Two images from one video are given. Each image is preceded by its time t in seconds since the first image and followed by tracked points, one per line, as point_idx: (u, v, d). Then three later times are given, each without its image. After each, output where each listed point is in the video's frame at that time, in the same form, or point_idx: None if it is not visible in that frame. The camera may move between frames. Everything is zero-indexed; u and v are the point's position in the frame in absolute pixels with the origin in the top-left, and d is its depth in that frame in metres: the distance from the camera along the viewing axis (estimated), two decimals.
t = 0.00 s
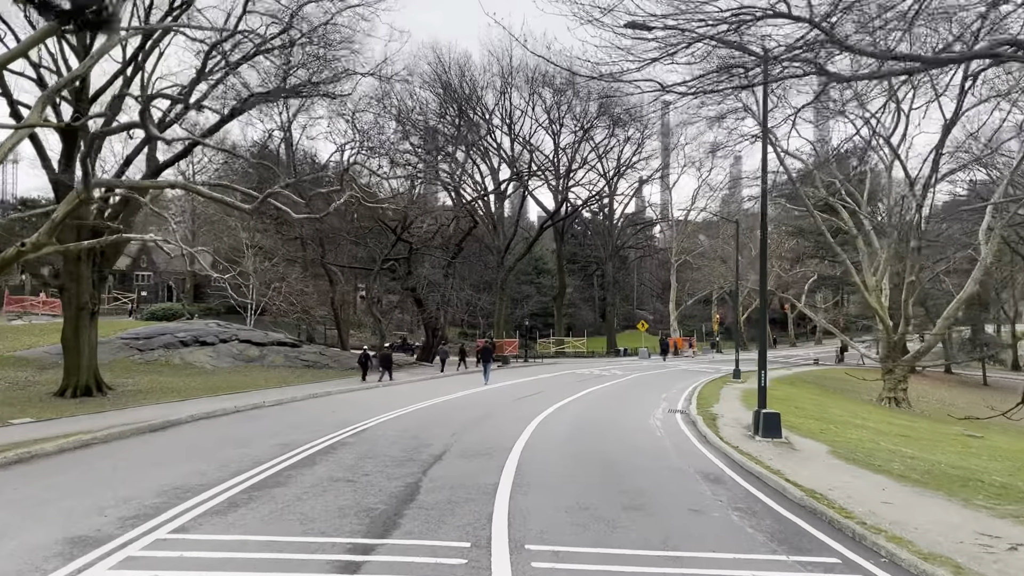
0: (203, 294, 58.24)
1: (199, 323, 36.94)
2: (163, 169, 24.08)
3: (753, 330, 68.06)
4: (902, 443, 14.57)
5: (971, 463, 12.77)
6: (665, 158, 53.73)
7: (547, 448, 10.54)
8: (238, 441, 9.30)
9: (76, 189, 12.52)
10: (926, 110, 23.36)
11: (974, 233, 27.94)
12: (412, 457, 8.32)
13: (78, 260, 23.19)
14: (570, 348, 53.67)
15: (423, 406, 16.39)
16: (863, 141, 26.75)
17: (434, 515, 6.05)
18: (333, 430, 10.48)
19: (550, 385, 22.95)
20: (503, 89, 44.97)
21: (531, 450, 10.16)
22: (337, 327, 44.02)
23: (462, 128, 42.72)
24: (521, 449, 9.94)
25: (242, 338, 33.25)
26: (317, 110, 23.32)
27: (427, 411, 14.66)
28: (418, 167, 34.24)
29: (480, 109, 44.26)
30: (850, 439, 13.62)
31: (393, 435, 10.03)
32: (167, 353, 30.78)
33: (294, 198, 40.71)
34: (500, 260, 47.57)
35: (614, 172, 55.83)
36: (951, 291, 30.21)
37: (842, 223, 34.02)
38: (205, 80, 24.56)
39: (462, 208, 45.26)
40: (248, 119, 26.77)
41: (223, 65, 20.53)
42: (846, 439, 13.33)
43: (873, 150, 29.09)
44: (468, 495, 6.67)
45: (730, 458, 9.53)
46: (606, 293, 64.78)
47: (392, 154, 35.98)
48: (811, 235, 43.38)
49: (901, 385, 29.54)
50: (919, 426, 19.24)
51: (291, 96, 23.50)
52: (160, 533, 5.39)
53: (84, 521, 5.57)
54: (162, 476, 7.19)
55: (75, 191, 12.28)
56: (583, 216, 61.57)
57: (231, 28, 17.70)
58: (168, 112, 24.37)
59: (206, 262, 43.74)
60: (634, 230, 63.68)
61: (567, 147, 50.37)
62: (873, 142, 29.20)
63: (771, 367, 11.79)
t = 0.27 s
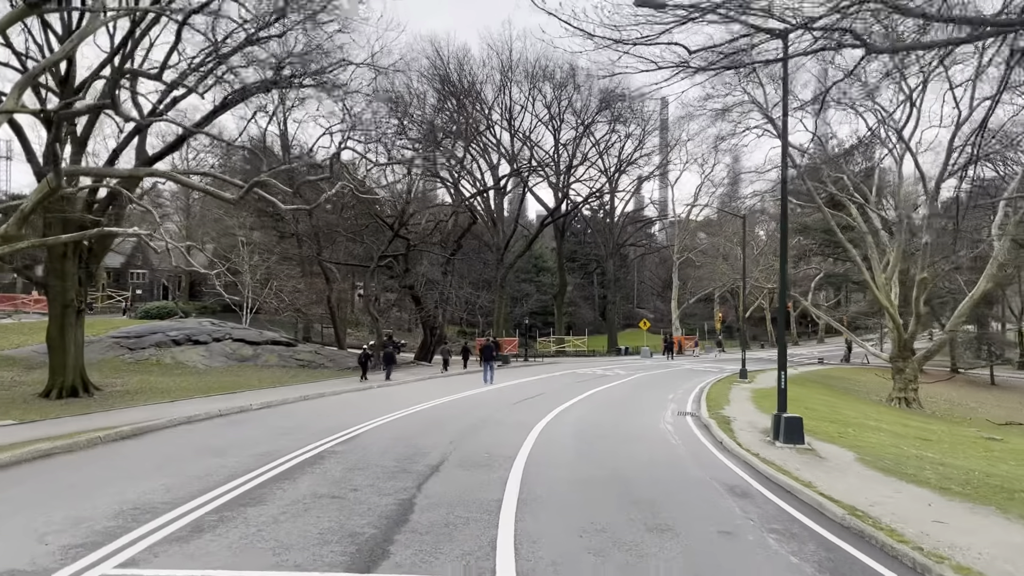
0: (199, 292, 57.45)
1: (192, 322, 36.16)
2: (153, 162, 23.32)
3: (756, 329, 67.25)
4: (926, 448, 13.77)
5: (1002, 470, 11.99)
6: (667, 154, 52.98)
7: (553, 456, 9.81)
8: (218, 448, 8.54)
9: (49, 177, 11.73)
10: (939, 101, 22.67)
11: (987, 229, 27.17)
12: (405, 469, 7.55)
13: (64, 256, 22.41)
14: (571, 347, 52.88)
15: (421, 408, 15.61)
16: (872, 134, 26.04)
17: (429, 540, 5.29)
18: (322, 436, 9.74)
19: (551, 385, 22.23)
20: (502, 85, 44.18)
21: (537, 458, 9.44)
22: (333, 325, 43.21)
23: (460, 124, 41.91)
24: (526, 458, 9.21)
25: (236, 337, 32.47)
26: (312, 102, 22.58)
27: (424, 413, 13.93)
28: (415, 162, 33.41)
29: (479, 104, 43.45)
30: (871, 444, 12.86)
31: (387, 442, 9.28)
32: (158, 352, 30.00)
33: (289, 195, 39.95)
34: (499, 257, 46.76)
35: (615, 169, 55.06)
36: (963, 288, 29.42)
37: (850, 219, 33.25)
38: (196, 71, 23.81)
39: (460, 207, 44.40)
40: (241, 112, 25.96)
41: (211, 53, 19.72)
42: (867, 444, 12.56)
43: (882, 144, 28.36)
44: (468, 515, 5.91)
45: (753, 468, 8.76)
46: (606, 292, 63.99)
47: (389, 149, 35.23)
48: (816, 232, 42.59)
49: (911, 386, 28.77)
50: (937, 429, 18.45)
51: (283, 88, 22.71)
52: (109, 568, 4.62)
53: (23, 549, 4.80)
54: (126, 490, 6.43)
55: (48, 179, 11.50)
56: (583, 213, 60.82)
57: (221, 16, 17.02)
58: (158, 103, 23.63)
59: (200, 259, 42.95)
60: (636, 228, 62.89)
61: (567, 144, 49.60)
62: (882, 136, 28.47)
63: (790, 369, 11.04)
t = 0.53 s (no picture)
0: (195, 290, 56.64)
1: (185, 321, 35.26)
2: (143, 155, 22.54)
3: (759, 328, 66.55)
4: (953, 454, 12.99)
5: None
6: (668, 150, 52.21)
7: (561, 464, 9.08)
8: (194, 457, 7.76)
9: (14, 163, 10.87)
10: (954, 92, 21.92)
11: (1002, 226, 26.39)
12: (399, 484, 6.78)
13: (49, 253, 21.59)
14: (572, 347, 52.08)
15: (419, 410, 14.81)
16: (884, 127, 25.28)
17: (425, 573, 4.52)
18: (311, 443, 8.99)
19: (553, 386, 21.49)
20: (502, 79, 43.41)
21: (544, 467, 8.69)
22: (331, 324, 42.40)
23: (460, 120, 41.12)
24: (532, 467, 8.47)
25: (229, 336, 31.65)
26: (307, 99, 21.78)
27: (422, 416, 13.18)
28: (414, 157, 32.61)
29: (478, 100, 42.68)
30: (896, 450, 12.09)
31: (381, 451, 8.51)
32: (149, 351, 29.16)
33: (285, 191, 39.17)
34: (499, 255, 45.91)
35: (615, 166, 54.31)
36: (977, 286, 28.61)
37: (858, 214, 32.45)
38: (187, 62, 23.04)
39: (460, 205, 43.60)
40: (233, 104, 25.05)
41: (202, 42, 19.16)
42: (893, 450, 11.79)
43: (892, 138, 27.62)
44: (469, 541, 5.16)
45: (783, 480, 7.99)
46: (608, 291, 63.17)
47: (387, 145, 34.47)
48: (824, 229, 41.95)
49: (923, 386, 27.99)
50: (959, 435, 17.66)
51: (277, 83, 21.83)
52: None
53: None
54: (82, 512, 5.65)
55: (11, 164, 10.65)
56: (583, 211, 60.06)
57: None
58: (147, 93, 22.85)
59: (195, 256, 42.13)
60: (637, 226, 62.09)
61: (567, 140, 48.85)
62: (893, 129, 27.75)
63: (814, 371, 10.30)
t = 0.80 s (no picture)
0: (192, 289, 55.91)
1: (179, 319, 34.47)
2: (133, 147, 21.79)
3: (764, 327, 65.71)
4: (986, 461, 12.19)
5: None
6: (672, 146, 51.39)
7: (571, 476, 8.30)
8: (166, 470, 7.00)
9: None
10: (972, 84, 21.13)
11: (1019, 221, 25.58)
12: (391, 502, 6.02)
13: (34, 249, 20.81)
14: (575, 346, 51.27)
15: (418, 413, 14.04)
16: (897, 120, 24.51)
17: None
18: (298, 451, 8.24)
19: (558, 386, 20.73)
20: (503, 74, 42.54)
21: (552, 480, 7.92)
22: (328, 322, 41.60)
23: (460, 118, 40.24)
24: (539, 482, 7.71)
25: (224, 335, 30.88)
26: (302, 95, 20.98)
27: (421, 419, 12.42)
28: (413, 153, 31.82)
29: (479, 95, 41.89)
30: (926, 457, 11.33)
31: (374, 461, 7.75)
32: (141, 351, 28.39)
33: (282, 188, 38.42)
34: (500, 253, 45.11)
35: (618, 163, 53.53)
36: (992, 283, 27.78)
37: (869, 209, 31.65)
38: (178, 52, 22.28)
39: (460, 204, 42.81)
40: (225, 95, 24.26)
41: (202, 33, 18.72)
42: (923, 457, 11.03)
43: (905, 131, 26.85)
44: None
45: (818, 496, 7.23)
46: (610, 289, 62.38)
47: (385, 141, 33.67)
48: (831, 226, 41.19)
49: (937, 386, 27.18)
50: (983, 439, 16.86)
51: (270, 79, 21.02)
52: None
53: None
54: (24, 539, 4.90)
55: None
56: (585, 208, 59.25)
57: None
58: (137, 83, 22.10)
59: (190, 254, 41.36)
60: (640, 223, 61.30)
61: (569, 136, 48.01)
62: (905, 122, 26.98)
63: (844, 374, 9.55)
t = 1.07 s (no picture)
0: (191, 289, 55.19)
1: (176, 319, 33.74)
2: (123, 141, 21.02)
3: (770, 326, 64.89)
4: None
5: None
6: (678, 143, 50.60)
7: (586, 490, 7.52)
8: (134, 488, 6.21)
9: None
10: (996, 72, 20.31)
11: None
12: (386, 529, 5.22)
13: (21, 247, 20.08)
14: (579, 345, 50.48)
15: (418, 417, 13.27)
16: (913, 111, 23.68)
17: None
18: (287, 463, 7.47)
19: (566, 387, 19.94)
20: (505, 68, 41.73)
21: (566, 496, 7.13)
22: (328, 322, 40.85)
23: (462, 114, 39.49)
24: (550, 497, 6.92)
25: (220, 335, 30.14)
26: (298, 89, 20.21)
27: (422, 423, 11.69)
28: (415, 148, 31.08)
29: (481, 90, 41.09)
30: (964, 466, 10.57)
31: (370, 475, 6.97)
32: (135, 351, 27.65)
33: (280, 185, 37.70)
34: (502, 251, 44.33)
35: (623, 159, 52.74)
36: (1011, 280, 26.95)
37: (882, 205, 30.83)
38: (170, 43, 21.50)
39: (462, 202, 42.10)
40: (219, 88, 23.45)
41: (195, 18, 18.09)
42: (961, 466, 10.26)
43: (921, 123, 26.03)
44: None
45: (863, 516, 6.45)
46: (615, 287, 61.60)
47: (386, 138, 32.96)
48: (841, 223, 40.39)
49: (954, 386, 26.41)
50: (1011, 443, 16.05)
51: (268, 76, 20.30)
52: None
53: None
54: None
55: None
56: (589, 206, 58.51)
57: None
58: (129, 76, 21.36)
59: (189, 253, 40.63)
60: (644, 221, 60.50)
61: (574, 132, 47.24)
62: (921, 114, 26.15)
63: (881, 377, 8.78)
